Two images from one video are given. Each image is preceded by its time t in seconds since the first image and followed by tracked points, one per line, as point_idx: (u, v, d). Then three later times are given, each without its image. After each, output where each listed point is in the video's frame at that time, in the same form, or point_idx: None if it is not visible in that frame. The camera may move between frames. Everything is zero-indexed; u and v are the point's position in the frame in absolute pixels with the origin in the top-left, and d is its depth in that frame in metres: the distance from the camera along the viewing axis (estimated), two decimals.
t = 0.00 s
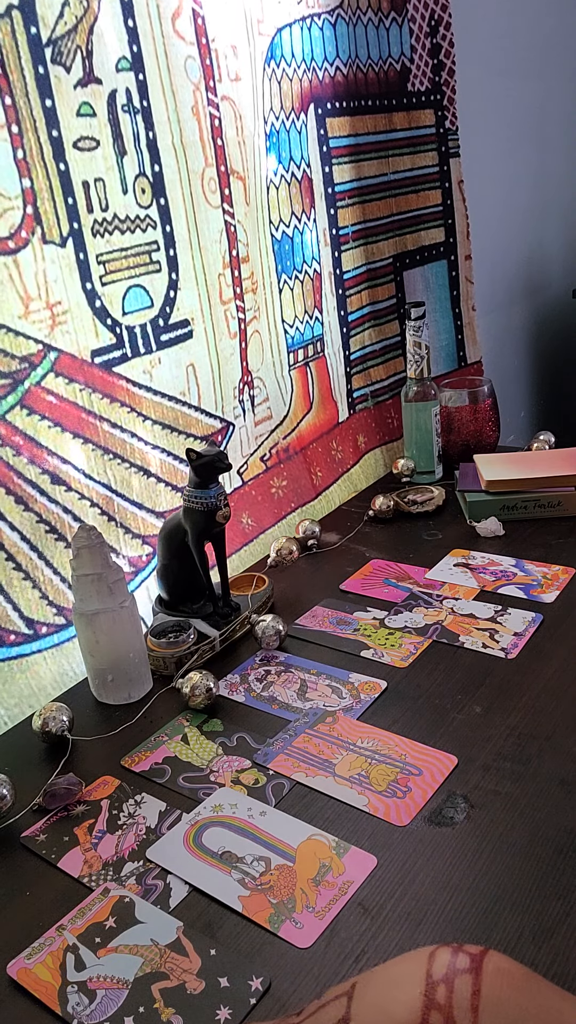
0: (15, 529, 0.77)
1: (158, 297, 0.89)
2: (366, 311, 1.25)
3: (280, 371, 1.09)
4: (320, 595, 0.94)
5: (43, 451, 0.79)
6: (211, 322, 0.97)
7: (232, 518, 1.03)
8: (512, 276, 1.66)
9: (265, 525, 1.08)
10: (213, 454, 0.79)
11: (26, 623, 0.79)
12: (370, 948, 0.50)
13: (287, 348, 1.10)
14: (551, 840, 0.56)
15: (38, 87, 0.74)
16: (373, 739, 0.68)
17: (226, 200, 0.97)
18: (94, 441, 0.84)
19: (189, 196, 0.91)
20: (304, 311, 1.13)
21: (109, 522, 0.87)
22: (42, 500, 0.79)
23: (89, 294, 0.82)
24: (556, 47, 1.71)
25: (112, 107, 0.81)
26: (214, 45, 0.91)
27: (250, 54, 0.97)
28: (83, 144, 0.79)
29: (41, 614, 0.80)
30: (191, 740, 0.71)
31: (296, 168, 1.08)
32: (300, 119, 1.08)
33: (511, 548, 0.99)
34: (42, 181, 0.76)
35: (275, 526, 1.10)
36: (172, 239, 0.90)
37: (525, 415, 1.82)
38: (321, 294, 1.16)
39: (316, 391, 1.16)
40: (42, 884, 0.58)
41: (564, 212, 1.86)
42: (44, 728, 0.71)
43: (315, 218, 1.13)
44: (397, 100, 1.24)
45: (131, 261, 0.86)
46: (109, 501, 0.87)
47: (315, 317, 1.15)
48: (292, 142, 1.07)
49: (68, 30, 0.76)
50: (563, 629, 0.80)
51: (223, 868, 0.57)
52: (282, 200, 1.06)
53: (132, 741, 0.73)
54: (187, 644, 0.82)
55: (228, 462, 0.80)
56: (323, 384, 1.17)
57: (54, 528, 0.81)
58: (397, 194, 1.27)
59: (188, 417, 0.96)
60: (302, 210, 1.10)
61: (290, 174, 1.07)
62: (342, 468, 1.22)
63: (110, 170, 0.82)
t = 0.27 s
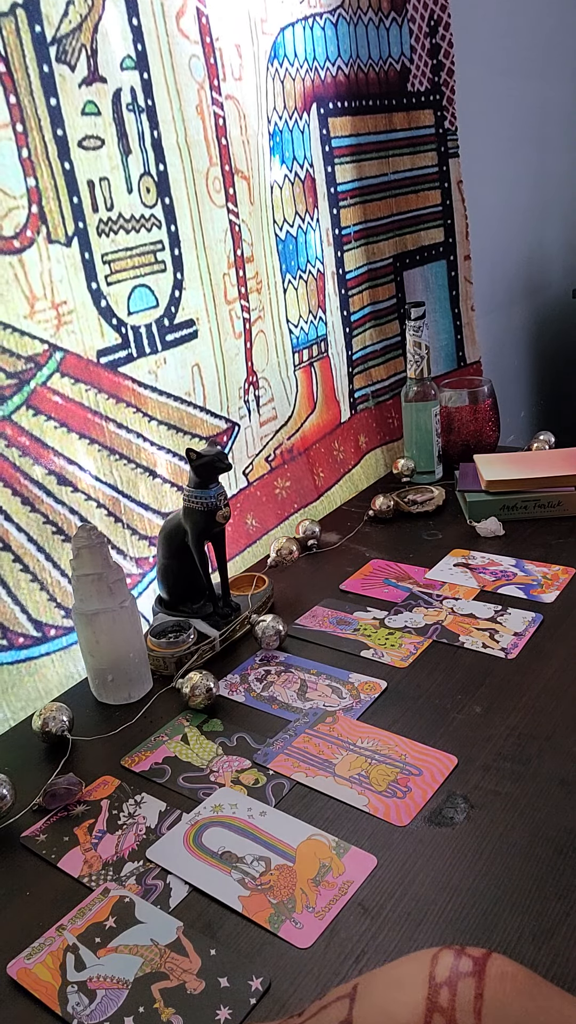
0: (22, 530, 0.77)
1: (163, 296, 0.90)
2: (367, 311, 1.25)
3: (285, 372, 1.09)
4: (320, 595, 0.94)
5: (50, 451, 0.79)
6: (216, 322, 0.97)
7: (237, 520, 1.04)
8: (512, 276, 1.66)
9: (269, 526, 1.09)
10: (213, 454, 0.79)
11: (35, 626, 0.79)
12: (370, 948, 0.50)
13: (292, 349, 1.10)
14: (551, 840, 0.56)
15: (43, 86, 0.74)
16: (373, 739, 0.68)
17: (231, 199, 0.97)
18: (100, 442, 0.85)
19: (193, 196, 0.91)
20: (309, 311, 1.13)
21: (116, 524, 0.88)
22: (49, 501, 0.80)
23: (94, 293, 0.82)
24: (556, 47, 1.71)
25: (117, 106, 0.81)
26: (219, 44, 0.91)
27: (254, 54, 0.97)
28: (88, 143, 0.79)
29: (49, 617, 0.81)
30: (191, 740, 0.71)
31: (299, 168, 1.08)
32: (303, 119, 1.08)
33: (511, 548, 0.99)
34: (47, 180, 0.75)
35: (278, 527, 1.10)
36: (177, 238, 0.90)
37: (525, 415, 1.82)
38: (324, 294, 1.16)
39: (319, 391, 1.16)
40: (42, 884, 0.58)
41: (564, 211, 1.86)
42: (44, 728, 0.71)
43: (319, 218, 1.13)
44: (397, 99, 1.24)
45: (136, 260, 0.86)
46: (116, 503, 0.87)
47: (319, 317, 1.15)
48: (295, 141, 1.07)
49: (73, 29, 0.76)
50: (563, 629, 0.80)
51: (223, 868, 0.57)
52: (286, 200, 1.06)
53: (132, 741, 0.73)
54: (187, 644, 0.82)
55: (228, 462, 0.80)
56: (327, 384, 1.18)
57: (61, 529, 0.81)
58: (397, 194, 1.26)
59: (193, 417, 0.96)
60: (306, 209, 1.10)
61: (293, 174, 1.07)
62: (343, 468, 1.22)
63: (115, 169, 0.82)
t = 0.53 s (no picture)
0: (29, 532, 0.77)
1: (169, 295, 0.90)
2: (368, 311, 1.25)
3: (290, 372, 1.10)
4: (320, 595, 0.94)
5: (57, 452, 0.80)
6: (221, 322, 0.97)
7: (242, 521, 1.04)
8: (512, 276, 1.66)
9: (272, 526, 1.09)
10: (213, 453, 0.79)
11: (44, 628, 0.80)
12: (370, 948, 0.50)
13: (298, 350, 1.11)
14: (550, 840, 0.56)
15: (47, 85, 0.74)
16: (373, 739, 0.68)
17: (235, 199, 0.97)
18: (107, 443, 0.85)
19: (198, 195, 0.92)
20: (313, 311, 1.13)
21: (123, 524, 0.88)
22: (56, 502, 0.80)
23: (100, 293, 0.82)
24: (557, 47, 1.71)
25: (121, 105, 0.81)
26: (223, 43, 0.91)
27: (257, 53, 0.97)
28: (92, 142, 0.79)
29: (58, 619, 0.81)
30: (191, 740, 0.71)
31: (303, 167, 1.08)
32: (307, 118, 1.08)
33: (511, 548, 0.99)
34: (52, 179, 0.75)
35: (281, 528, 1.11)
36: (182, 237, 0.90)
37: (525, 415, 1.82)
38: (329, 294, 1.16)
39: (324, 391, 1.17)
40: (42, 884, 0.58)
41: (565, 211, 1.86)
42: (44, 728, 0.71)
43: (322, 218, 1.13)
44: (397, 99, 1.24)
45: (142, 260, 0.86)
46: (123, 503, 0.88)
47: (324, 317, 1.16)
48: (299, 140, 1.07)
49: (77, 27, 0.76)
50: (563, 628, 0.80)
51: (223, 868, 0.57)
52: (291, 200, 1.07)
53: (132, 741, 0.73)
54: (187, 644, 0.82)
55: (227, 462, 0.80)
56: (332, 384, 1.18)
57: (68, 530, 0.81)
58: (397, 194, 1.26)
59: (199, 417, 0.96)
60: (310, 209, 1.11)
61: (297, 173, 1.07)
62: (345, 469, 1.22)
63: (119, 168, 0.82)
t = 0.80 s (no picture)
0: (32, 532, 0.77)
1: (175, 295, 0.90)
2: (369, 311, 1.25)
3: (297, 371, 1.11)
4: (320, 595, 0.94)
5: (61, 452, 0.80)
6: (227, 322, 0.97)
7: (246, 521, 1.05)
8: (511, 276, 1.66)
9: (275, 526, 1.10)
10: (213, 453, 0.79)
11: (45, 628, 0.80)
12: (370, 948, 0.50)
13: (304, 350, 1.12)
14: (550, 840, 0.56)
15: (54, 83, 0.74)
16: (373, 739, 0.68)
17: (241, 198, 0.97)
18: (111, 444, 0.85)
19: (204, 194, 0.92)
20: (319, 311, 1.14)
21: (126, 524, 0.88)
22: (60, 502, 0.80)
23: (106, 293, 0.82)
24: (558, 48, 1.71)
25: (128, 103, 0.81)
26: (228, 42, 0.91)
27: (262, 52, 0.97)
28: (99, 140, 0.79)
29: (59, 619, 0.81)
30: (191, 740, 0.71)
31: (308, 166, 1.09)
32: (311, 118, 1.08)
33: (511, 548, 0.99)
34: (58, 179, 0.76)
35: (284, 528, 1.12)
36: (188, 236, 0.90)
37: (525, 415, 1.82)
38: (333, 294, 1.17)
39: (328, 391, 1.17)
40: (42, 884, 0.58)
41: (565, 211, 1.86)
42: (44, 728, 0.71)
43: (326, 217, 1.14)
44: (397, 99, 1.23)
45: (148, 260, 0.86)
46: (126, 503, 0.88)
47: (329, 317, 1.16)
48: (304, 140, 1.07)
49: (83, 25, 0.76)
50: (563, 629, 0.80)
51: (223, 868, 0.57)
52: (297, 200, 1.07)
53: (132, 741, 0.73)
54: (187, 644, 0.82)
55: (228, 462, 0.80)
56: (336, 384, 1.19)
57: (71, 530, 0.81)
58: (397, 194, 1.26)
59: (204, 417, 0.96)
60: (315, 208, 1.11)
61: (302, 172, 1.08)
62: (346, 469, 1.23)
63: (126, 167, 0.82)
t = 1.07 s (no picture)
0: (35, 532, 0.77)
1: (177, 295, 0.90)
2: (370, 311, 1.25)
3: (301, 371, 1.11)
4: (320, 595, 0.94)
5: (65, 452, 0.80)
6: (230, 322, 0.98)
7: (250, 521, 1.06)
8: (512, 276, 1.66)
9: (278, 526, 1.11)
10: (213, 454, 0.79)
11: (48, 629, 0.80)
12: (370, 948, 0.50)
13: (309, 350, 1.12)
14: (550, 840, 0.56)
15: (58, 82, 0.74)
16: (373, 739, 0.68)
17: (244, 198, 0.97)
18: (114, 444, 0.85)
19: (207, 194, 0.92)
20: (324, 311, 1.15)
21: (129, 524, 0.88)
22: (63, 503, 0.80)
23: (109, 293, 0.82)
24: (558, 48, 1.72)
25: (132, 102, 0.81)
26: (231, 40, 0.91)
27: (266, 51, 0.97)
28: (102, 139, 0.79)
29: (61, 620, 0.81)
30: (191, 740, 0.71)
31: (313, 165, 1.09)
32: (315, 117, 1.08)
33: (511, 548, 0.99)
34: (61, 178, 0.76)
35: (287, 528, 1.12)
36: (191, 236, 0.90)
37: (525, 416, 1.82)
38: (338, 294, 1.17)
39: (332, 391, 1.18)
40: (42, 884, 0.58)
41: (565, 211, 1.86)
42: (44, 728, 0.71)
43: (331, 216, 1.14)
44: (397, 99, 1.23)
45: (151, 259, 0.86)
46: (129, 503, 0.88)
47: (333, 316, 1.17)
48: (309, 139, 1.07)
49: (87, 24, 0.76)
50: (563, 629, 0.80)
51: (223, 868, 0.57)
52: (302, 199, 1.08)
53: (132, 741, 0.73)
54: (187, 644, 0.82)
55: (228, 462, 0.80)
56: (340, 384, 1.19)
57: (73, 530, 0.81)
58: (397, 194, 1.26)
59: (207, 417, 0.96)
60: (320, 208, 1.11)
61: (308, 171, 1.08)
62: (348, 469, 1.23)
63: (129, 166, 0.82)
